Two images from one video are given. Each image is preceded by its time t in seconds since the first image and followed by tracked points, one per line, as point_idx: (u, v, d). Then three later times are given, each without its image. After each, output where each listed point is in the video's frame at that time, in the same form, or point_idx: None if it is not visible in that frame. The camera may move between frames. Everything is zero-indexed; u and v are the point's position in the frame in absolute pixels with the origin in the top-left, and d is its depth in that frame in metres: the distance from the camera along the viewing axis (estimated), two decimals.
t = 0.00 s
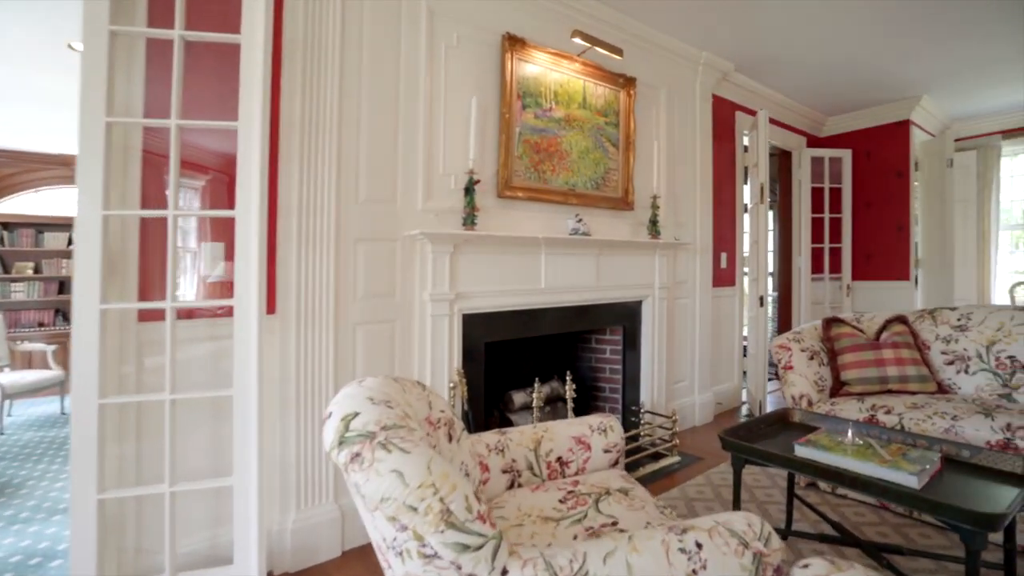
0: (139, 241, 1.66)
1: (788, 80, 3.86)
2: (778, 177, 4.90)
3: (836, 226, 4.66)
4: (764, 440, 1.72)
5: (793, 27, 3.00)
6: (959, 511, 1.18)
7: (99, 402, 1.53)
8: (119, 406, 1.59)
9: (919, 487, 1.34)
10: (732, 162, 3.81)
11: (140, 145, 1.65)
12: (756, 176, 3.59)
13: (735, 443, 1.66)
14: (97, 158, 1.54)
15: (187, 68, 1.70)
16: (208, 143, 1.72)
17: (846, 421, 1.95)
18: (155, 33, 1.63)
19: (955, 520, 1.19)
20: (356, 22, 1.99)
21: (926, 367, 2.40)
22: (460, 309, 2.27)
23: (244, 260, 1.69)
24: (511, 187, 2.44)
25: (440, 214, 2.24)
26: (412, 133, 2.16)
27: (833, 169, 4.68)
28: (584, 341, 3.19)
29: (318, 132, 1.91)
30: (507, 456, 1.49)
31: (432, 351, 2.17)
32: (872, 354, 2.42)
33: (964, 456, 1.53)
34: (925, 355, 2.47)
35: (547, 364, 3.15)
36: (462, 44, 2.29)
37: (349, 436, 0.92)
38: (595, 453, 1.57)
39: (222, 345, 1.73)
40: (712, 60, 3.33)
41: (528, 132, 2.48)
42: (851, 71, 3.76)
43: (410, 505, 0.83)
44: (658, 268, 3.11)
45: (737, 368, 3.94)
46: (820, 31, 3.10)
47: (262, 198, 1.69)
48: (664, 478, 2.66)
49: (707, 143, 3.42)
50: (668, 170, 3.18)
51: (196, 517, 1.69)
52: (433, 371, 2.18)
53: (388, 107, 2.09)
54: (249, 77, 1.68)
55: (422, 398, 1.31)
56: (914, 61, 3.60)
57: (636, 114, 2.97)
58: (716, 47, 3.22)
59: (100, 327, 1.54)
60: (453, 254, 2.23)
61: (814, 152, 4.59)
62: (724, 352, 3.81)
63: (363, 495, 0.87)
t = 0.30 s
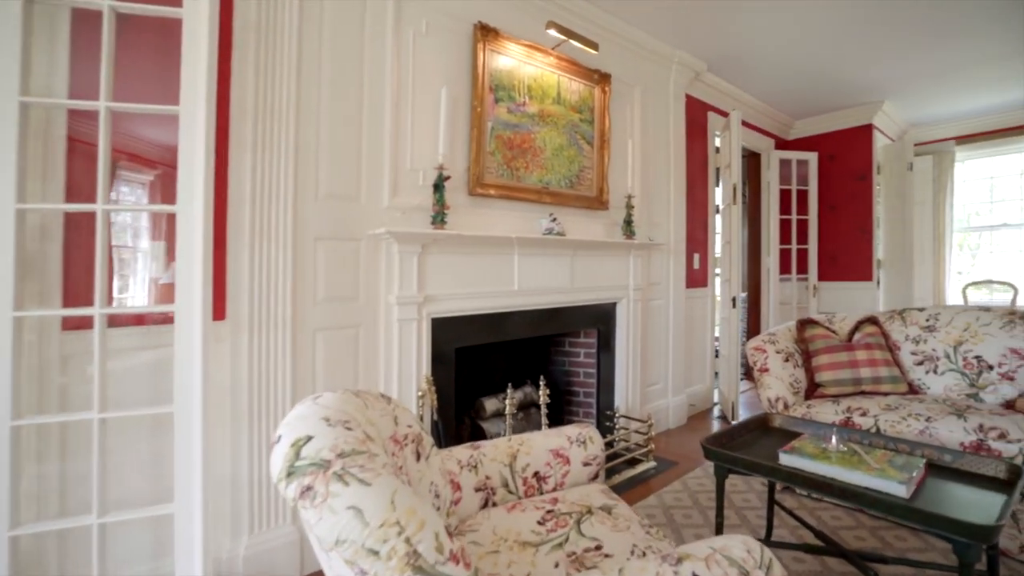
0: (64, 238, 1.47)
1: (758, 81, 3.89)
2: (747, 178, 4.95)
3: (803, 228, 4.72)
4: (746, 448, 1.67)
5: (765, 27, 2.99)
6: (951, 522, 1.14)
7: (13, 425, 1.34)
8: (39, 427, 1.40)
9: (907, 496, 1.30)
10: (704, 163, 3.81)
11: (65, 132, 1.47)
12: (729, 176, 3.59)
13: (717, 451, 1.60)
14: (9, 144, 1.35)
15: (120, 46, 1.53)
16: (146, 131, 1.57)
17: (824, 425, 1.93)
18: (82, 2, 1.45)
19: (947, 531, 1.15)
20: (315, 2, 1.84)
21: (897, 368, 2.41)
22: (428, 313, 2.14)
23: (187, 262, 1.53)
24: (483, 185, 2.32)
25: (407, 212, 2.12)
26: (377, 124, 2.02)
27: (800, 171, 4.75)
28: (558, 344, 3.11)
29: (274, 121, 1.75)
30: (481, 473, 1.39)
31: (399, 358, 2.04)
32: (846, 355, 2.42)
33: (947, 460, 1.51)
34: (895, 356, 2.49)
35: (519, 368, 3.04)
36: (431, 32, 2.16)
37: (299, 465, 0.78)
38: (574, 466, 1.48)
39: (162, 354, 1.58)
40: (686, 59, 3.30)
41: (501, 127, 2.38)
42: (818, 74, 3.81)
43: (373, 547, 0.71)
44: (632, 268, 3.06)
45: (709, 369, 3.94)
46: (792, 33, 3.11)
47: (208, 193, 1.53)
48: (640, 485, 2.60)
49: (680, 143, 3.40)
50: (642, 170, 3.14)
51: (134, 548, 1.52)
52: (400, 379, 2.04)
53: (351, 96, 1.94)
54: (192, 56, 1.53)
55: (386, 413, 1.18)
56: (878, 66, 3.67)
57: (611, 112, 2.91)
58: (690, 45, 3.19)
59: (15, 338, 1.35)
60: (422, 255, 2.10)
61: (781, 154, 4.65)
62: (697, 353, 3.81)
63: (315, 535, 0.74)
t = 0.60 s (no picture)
0: None
1: (730, 82, 3.91)
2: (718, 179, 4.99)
3: (772, 229, 4.81)
4: (730, 454, 1.63)
5: (740, 27, 3.00)
6: (943, 531, 1.12)
7: None
8: None
9: (897, 502, 1.28)
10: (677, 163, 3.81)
11: None
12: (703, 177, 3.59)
13: (703, 459, 1.56)
14: None
15: (42, 16, 1.36)
16: (79, 116, 1.41)
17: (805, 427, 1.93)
18: None
19: (942, 540, 1.12)
20: None
21: (870, 368, 2.44)
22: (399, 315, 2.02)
23: (125, 265, 1.41)
24: (456, 180, 2.22)
25: (377, 208, 2.00)
26: (343, 113, 1.89)
27: (768, 173, 4.82)
28: (532, 346, 3.02)
29: (229, 106, 1.60)
30: (457, 488, 1.29)
31: (368, 363, 1.91)
32: (821, 356, 2.43)
33: (928, 462, 1.50)
34: (868, 355, 2.51)
35: (493, 371, 2.94)
36: (402, 18, 2.04)
37: (247, 499, 0.67)
38: (556, 478, 1.40)
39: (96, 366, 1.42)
40: (661, 57, 3.29)
41: (475, 121, 2.28)
42: (788, 77, 3.86)
43: None
44: (608, 268, 3.00)
45: (682, 369, 3.94)
46: (765, 35, 3.13)
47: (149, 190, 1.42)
48: (617, 490, 2.54)
49: (655, 143, 3.39)
50: (618, 169, 3.10)
51: None
52: (368, 388, 1.92)
53: (315, 84, 1.81)
54: (132, 36, 1.41)
55: (353, 427, 1.08)
56: (845, 70, 3.75)
57: (587, 108, 2.85)
58: (666, 42, 3.17)
59: None
60: (391, 254, 1.98)
61: (751, 156, 4.71)
62: (670, 353, 3.80)
63: None
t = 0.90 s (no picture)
0: None
1: (704, 83, 3.94)
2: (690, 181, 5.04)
3: (742, 230, 4.86)
4: (721, 461, 1.60)
5: (716, 27, 3.01)
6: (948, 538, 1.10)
7: None
8: None
9: (895, 507, 1.25)
10: (652, 164, 3.81)
11: None
12: (680, 177, 3.59)
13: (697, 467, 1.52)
14: None
15: None
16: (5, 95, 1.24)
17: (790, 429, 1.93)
18: None
19: (946, 548, 1.11)
20: None
21: (847, 368, 2.46)
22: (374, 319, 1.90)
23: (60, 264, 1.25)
24: (433, 176, 2.12)
25: (349, 205, 1.88)
26: (313, 102, 1.77)
27: (739, 175, 4.89)
28: (509, 349, 2.93)
29: (186, 90, 1.46)
30: (442, 507, 1.19)
31: (340, 370, 1.79)
32: (800, 356, 2.45)
33: (918, 463, 1.50)
34: (843, 355, 2.54)
35: (469, 376, 2.84)
36: (376, 3, 1.93)
37: (202, 549, 0.55)
38: (546, 492, 1.33)
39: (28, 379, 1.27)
40: (638, 55, 3.27)
41: (453, 114, 2.18)
42: (760, 80, 3.91)
43: None
44: (587, 269, 2.95)
45: (658, 369, 3.95)
46: (740, 36, 3.15)
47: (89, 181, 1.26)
48: (598, 497, 2.48)
49: (632, 143, 3.37)
50: (596, 168, 3.07)
51: None
52: (342, 397, 1.80)
53: (282, 70, 1.68)
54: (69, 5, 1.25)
55: (327, 446, 0.97)
56: (814, 75, 3.83)
57: (566, 105, 2.80)
58: (643, 40, 3.16)
59: None
60: (365, 254, 1.86)
61: (723, 157, 4.77)
62: (646, 354, 3.80)
63: None
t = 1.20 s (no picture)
0: None
1: (672, 83, 3.98)
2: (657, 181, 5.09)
3: (707, 230, 5.03)
4: (703, 464, 1.58)
5: (686, 27, 3.05)
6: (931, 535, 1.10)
7: None
8: None
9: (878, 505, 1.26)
10: (622, 164, 3.81)
11: None
12: (649, 176, 3.61)
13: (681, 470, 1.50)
14: None
15: None
16: None
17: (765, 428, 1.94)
18: None
19: (930, 546, 1.11)
20: None
21: (814, 365, 2.52)
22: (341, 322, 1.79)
23: None
24: (404, 171, 2.02)
25: (315, 200, 1.76)
26: (275, 89, 1.65)
27: (704, 176, 4.98)
28: (480, 351, 2.86)
29: (132, 69, 1.33)
30: (419, 524, 1.11)
31: (305, 377, 1.67)
32: (770, 355, 2.48)
33: (893, 460, 1.53)
34: (810, 352, 2.59)
35: (439, 379, 2.75)
36: None
37: None
38: (529, 503, 1.27)
39: None
40: (609, 54, 3.27)
41: (425, 106, 2.09)
42: (725, 83, 3.99)
43: None
44: (559, 268, 2.91)
45: (627, 369, 3.96)
46: (709, 36, 3.20)
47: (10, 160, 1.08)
48: (572, 502, 2.44)
49: (603, 142, 3.37)
50: (569, 166, 3.04)
51: None
52: (308, 406, 1.68)
53: (240, 52, 1.55)
54: None
55: (295, 463, 0.87)
56: (777, 79, 3.94)
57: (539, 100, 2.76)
58: (615, 37, 3.17)
59: None
60: (332, 253, 1.76)
61: (689, 159, 4.84)
62: (616, 354, 3.81)
63: None
